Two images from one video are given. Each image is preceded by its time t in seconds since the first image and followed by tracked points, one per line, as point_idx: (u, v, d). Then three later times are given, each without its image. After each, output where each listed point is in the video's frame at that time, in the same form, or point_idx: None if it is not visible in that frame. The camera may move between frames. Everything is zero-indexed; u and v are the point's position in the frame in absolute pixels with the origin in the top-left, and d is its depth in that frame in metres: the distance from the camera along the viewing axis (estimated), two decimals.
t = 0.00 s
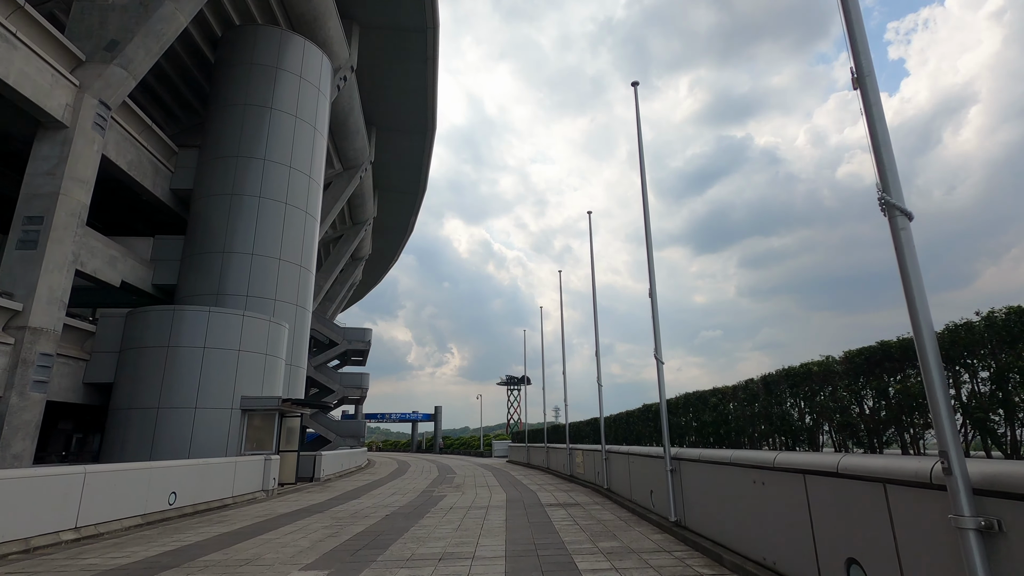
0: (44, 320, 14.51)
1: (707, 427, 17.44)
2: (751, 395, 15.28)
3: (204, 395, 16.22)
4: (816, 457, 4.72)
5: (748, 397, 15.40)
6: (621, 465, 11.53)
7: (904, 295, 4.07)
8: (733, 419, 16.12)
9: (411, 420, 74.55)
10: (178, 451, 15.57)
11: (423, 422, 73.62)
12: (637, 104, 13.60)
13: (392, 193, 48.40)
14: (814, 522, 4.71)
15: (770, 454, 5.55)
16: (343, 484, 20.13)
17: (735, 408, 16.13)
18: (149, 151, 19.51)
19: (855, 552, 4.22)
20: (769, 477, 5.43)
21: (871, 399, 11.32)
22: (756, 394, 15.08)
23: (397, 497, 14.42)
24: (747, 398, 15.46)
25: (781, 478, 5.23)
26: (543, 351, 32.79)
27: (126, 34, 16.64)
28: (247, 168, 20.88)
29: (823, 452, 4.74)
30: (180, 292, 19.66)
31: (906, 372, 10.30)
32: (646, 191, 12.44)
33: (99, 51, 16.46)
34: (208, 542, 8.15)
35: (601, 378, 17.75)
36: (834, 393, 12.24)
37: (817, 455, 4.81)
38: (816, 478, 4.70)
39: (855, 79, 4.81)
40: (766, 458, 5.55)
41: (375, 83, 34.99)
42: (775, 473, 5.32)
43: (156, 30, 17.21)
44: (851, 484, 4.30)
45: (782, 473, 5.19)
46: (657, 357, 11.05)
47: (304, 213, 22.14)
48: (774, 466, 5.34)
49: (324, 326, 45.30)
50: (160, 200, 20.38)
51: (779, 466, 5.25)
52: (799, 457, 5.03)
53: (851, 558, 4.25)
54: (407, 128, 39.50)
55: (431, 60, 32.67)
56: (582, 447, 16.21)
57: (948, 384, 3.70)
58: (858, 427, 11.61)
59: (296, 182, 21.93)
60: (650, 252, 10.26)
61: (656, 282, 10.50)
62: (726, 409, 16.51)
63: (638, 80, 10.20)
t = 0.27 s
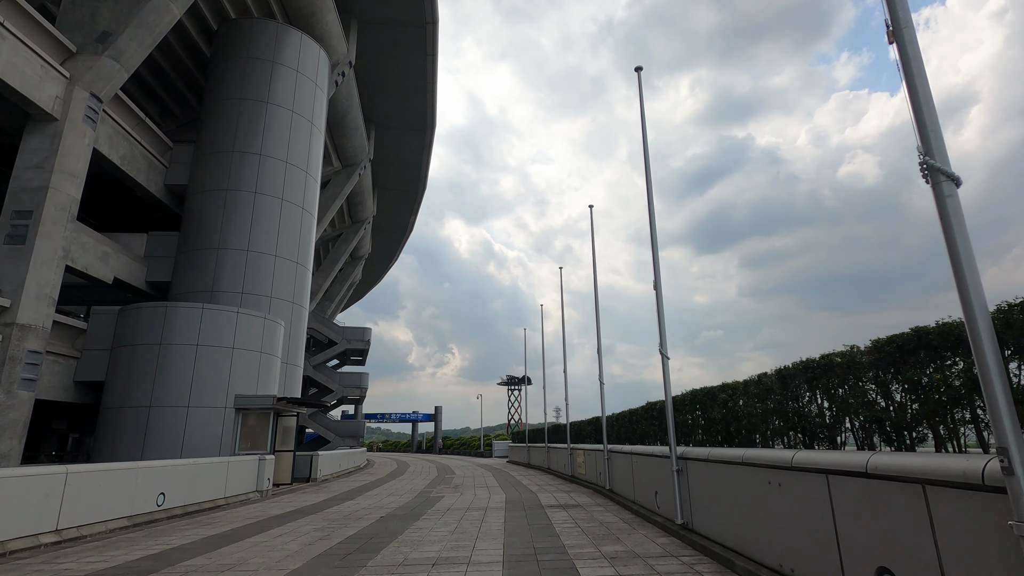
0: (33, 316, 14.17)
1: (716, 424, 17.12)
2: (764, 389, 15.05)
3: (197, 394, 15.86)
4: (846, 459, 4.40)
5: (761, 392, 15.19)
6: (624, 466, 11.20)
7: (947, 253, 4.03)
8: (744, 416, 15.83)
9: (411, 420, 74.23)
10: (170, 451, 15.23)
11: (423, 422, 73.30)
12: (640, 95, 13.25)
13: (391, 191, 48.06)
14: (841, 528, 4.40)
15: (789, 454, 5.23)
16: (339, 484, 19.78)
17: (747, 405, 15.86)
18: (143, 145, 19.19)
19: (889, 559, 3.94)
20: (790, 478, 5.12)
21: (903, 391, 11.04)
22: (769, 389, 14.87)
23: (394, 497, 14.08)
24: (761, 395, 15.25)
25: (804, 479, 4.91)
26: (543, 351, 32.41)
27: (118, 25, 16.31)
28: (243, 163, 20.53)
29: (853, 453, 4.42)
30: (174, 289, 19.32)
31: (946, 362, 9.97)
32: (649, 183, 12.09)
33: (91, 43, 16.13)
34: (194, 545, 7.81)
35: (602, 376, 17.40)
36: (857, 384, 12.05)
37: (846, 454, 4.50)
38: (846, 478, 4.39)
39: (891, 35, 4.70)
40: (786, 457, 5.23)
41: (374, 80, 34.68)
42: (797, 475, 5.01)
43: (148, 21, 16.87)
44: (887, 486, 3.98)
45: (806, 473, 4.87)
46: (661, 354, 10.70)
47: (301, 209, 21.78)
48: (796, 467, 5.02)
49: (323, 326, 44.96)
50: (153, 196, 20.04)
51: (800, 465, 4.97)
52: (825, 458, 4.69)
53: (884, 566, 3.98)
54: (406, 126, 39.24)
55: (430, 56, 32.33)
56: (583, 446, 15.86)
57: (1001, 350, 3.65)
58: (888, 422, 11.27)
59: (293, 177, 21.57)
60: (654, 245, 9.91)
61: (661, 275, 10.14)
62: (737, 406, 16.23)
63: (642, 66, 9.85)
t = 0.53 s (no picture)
0: (20, 315, 13.82)
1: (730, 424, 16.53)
2: (780, 387, 14.39)
3: (190, 395, 15.48)
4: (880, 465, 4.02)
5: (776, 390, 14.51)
6: (627, 468, 10.83)
7: (1012, 230, 4.12)
8: (760, 414, 15.22)
9: (411, 421, 73.90)
10: (161, 453, 14.86)
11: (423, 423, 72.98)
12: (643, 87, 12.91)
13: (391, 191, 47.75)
14: (872, 540, 4.03)
15: (812, 459, 4.87)
16: (335, 487, 19.42)
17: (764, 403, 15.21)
18: (136, 142, 18.85)
19: None
20: (814, 484, 4.76)
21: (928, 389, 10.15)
22: (784, 388, 14.18)
23: (390, 501, 13.72)
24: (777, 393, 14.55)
25: (830, 486, 4.55)
26: (544, 350, 32.03)
27: (109, 18, 15.97)
28: (238, 160, 20.18)
29: (887, 458, 4.04)
30: (167, 288, 18.97)
31: (992, 357, 8.84)
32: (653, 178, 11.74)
33: (81, 36, 15.79)
34: (177, 554, 7.44)
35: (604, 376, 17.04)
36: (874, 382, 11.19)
37: (878, 459, 4.14)
38: (878, 486, 4.03)
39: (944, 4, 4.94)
40: (808, 461, 4.87)
41: (372, 78, 34.36)
42: (821, 481, 4.65)
43: (140, 14, 16.52)
44: (926, 495, 3.62)
45: (832, 480, 4.51)
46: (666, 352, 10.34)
47: (297, 206, 21.41)
48: (821, 472, 4.66)
49: (322, 326, 44.62)
50: (147, 193, 19.69)
51: (825, 471, 4.61)
52: (853, 463, 4.33)
53: None
54: (405, 124, 38.91)
55: (429, 53, 32.00)
56: (585, 448, 15.50)
57: None
58: (915, 422, 10.46)
59: (289, 174, 21.20)
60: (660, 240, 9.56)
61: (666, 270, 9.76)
62: (752, 405, 15.64)
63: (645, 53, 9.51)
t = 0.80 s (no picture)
0: (7, 312, 13.49)
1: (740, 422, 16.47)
2: (797, 382, 14.40)
3: (181, 394, 15.13)
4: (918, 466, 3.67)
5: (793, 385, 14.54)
6: (630, 470, 10.49)
7: None
8: (775, 410, 15.19)
9: (411, 422, 73.59)
10: (151, 453, 14.51)
11: (423, 424, 72.66)
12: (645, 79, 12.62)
13: (391, 190, 47.47)
14: (905, 549, 3.69)
15: (834, 460, 4.53)
16: (331, 488, 19.08)
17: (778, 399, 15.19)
18: (129, 137, 18.53)
19: None
20: (836, 487, 4.41)
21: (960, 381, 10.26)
22: (801, 382, 14.20)
23: (386, 503, 13.37)
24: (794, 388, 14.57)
25: (856, 490, 4.21)
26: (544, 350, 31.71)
27: (100, 9, 15.66)
28: (233, 155, 19.86)
29: (924, 460, 3.69)
30: (160, 285, 18.65)
31: None
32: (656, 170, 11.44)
33: (71, 27, 15.48)
34: (159, 558, 7.12)
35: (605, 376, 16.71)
36: (904, 375, 11.28)
37: (912, 460, 3.79)
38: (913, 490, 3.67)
39: None
40: (832, 462, 4.52)
41: (371, 75, 34.09)
42: (846, 484, 4.31)
43: (132, 5, 16.21)
44: (972, 500, 3.27)
45: (859, 483, 4.16)
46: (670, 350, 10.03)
47: (293, 203, 21.07)
48: (848, 474, 4.30)
49: (321, 326, 44.27)
50: (140, 188, 19.37)
51: (850, 473, 4.26)
52: (887, 464, 3.96)
53: None
54: (404, 122, 38.64)
55: (428, 50, 31.72)
56: (585, 449, 15.17)
57: None
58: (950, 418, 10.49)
59: (285, 170, 20.86)
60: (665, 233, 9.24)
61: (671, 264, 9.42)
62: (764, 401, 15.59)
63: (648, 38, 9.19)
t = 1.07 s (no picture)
0: None
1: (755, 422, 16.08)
2: (820, 381, 14.03)
3: (174, 395, 14.80)
4: (961, 474, 3.30)
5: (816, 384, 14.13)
6: (634, 474, 10.13)
7: None
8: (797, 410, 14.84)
9: (412, 424, 73.23)
10: (143, 455, 14.18)
11: (423, 425, 72.33)
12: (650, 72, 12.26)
13: (392, 189, 47.18)
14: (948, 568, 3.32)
15: (863, 466, 4.16)
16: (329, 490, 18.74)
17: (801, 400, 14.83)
18: (123, 132, 18.22)
19: None
20: (868, 498, 4.05)
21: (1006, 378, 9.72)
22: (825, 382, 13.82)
23: (383, 507, 13.02)
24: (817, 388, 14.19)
25: (889, 501, 3.85)
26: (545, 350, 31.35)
27: (92, 2, 15.35)
28: (229, 152, 19.54)
29: (967, 467, 3.31)
30: (155, 284, 18.33)
31: None
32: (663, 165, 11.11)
33: (63, 20, 15.18)
34: (140, 567, 6.78)
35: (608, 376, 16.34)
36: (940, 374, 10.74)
37: (955, 467, 3.41)
38: (958, 502, 3.30)
39: None
40: (862, 470, 4.15)
41: (371, 73, 33.80)
42: (877, 494, 3.95)
43: None
44: None
45: (895, 493, 3.78)
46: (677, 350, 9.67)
47: (291, 200, 20.73)
48: (880, 483, 3.92)
49: (320, 326, 43.94)
50: (135, 186, 19.07)
51: (884, 481, 3.88)
52: (924, 472, 3.59)
53: None
54: (405, 120, 38.36)
55: (428, 47, 31.42)
56: (588, 451, 14.81)
57: None
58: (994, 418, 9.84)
59: (282, 167, 20.53)
60: (673, 228, 8.90)
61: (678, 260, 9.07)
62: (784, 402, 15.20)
63: (653, 26, 8.86)
